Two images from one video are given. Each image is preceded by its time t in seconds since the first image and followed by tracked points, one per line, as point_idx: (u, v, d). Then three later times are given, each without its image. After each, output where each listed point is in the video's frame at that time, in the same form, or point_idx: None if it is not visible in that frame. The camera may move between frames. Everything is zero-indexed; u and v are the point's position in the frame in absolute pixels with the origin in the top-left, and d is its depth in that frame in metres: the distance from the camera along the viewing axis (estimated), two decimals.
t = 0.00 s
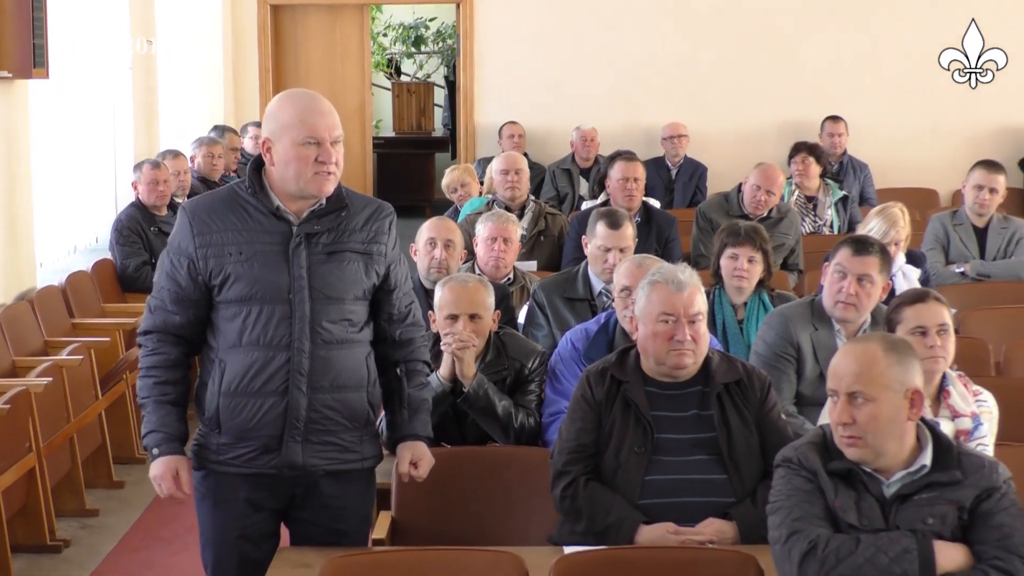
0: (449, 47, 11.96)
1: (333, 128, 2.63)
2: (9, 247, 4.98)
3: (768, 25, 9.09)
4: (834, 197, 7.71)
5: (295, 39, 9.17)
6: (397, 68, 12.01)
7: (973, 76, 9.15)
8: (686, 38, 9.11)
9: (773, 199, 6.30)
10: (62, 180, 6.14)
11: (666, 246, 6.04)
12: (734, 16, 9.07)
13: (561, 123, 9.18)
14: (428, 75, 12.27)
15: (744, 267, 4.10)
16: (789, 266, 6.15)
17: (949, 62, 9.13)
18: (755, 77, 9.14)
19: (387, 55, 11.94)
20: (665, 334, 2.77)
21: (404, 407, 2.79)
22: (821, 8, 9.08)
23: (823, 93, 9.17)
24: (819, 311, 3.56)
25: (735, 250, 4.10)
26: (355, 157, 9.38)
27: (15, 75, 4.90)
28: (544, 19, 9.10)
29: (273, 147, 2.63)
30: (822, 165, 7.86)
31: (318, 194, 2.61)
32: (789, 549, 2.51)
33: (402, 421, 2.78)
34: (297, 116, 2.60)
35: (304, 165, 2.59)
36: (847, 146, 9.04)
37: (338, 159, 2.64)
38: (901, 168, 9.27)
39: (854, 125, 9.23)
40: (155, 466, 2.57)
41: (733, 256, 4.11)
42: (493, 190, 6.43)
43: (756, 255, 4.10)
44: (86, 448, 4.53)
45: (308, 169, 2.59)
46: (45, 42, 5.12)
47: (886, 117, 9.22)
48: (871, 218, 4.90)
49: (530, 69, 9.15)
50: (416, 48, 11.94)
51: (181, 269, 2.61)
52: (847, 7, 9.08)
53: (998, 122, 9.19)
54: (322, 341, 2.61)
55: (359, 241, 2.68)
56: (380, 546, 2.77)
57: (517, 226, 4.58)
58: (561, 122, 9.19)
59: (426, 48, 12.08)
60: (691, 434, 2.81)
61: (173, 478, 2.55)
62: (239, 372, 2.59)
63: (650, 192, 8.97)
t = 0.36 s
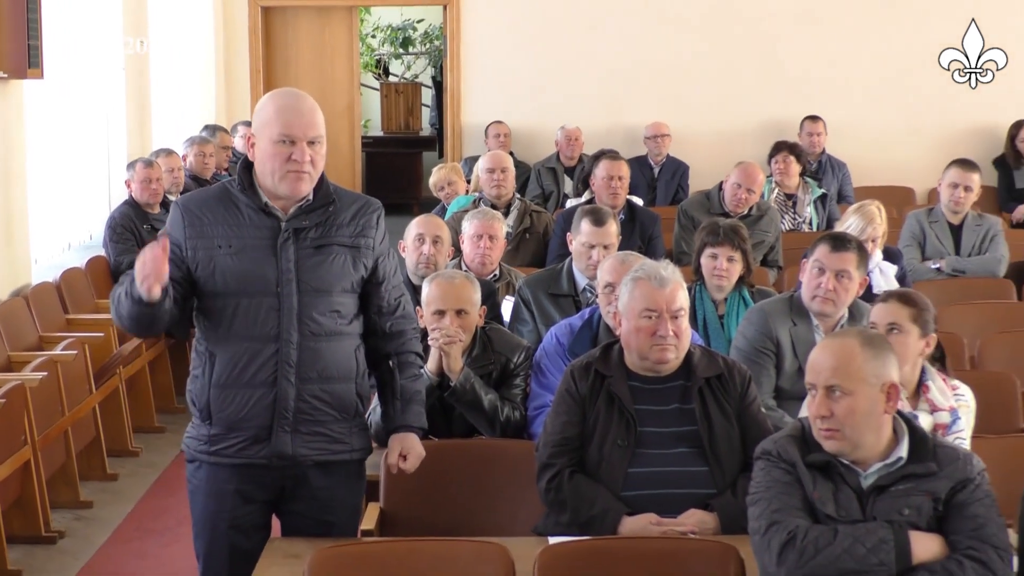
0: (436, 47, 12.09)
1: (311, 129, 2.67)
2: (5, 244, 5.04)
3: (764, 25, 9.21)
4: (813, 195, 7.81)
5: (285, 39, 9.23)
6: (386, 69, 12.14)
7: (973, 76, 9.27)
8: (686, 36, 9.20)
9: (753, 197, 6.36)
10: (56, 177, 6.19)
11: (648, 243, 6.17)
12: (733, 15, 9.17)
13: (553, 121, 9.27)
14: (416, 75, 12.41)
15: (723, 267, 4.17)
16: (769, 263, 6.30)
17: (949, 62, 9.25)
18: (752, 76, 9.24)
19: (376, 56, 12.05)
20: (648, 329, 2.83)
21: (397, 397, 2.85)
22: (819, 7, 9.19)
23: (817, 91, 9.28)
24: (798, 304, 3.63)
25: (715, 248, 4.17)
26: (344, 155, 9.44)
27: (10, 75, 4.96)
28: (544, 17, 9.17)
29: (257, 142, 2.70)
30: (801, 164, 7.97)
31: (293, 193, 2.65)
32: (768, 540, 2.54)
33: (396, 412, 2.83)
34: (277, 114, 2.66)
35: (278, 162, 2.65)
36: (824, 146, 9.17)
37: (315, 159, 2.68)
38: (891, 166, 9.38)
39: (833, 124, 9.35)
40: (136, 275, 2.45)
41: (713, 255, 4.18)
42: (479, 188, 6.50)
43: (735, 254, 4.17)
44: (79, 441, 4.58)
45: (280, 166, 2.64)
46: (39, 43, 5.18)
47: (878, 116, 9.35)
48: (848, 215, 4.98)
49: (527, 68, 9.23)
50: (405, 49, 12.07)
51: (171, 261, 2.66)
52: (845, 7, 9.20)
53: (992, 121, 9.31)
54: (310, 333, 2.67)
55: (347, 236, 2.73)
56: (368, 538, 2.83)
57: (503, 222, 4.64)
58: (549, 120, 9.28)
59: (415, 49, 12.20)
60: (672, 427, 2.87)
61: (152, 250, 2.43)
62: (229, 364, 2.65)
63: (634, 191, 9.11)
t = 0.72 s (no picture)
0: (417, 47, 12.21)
1: (296, 130, 2.72)
2: None
3: (761, 23, 9.40)
4: (785, 191, 7.95)
5: (268, 38, 9.29)
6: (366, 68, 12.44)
7: (973, 76, 9.46)
8: (686, 35, 9.41)
9: (726, 194, 6.53)
10: (42, 173, 6.26)
11: (624, 239, 6.29)
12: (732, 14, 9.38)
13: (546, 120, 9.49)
14: (397, 74, 12.53)
15: (697, 261, 4.28)
16: (742, 258, 6.43)
17: (949, 62, 9.45)
18: (752, 74, 9.45)
19: (357, 55, 12.34)
20: (623, 322, 2.88)
21: (374, 393, 2.92)
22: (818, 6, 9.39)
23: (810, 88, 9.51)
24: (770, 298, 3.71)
25: (689, 243, 4.28)
26: (326, 152, 9.52)
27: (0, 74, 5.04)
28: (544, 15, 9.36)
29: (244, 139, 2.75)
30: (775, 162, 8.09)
31: (275, 192, 2.71)
32: (742, 529, 2.55)
33: (371, 408, 2.90)
34: (264, 113, 2.71)
35: (262, 161, 2.70)
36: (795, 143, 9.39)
37: (298, 160, 2.72)
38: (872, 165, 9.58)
39: (816, 122, 9.54)
40: (138, 253, 2.52)
41: (689, 250, 4.29)
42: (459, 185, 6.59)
43: (709, 249, 4.28)
44: (67, 433, 4.63)
45: (264, 165, 2.69)
46: (27, 43, 5.23)
47: (872, 112, 9.54)
48: (818, 211, 5.05)
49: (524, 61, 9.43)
50: (385, 49, 12.19)
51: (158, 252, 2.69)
52: (842, 7, 9.40)
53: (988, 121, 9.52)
54: (296, 328, 2.73)
55: (332, 233, 2.79)
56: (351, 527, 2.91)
57: (481, 220, 4.72)
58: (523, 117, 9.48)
59: (395, 49, 12.31)
60: (646, 418, 2.93)
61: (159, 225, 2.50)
62: (215, 357, 2.70)
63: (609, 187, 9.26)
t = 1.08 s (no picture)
0: (408, 50, 12.32)
1: (289, 129, 2.78)
2: None
3: (761, 23, 9.56)
4: (768, 191, 8.04)
5: (261, 39, 9.34)
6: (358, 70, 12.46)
7: (973, 77, 9.66)
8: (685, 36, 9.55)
9: (710, 193, 6.64)
10: (41, 175, 6.33)
11: (611, 237, 6.37)
12: (732, 14, 9.53)
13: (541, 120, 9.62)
14: (388, 76, 12.62)
15: (682, 259, 4.35)
16: (726, 255, 6.54)
17: (949, 62, 9.63)
18: (753, 74, 9.61)
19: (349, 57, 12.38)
20: (609, 319, 2.94)
21: (369, 389, 2.98)
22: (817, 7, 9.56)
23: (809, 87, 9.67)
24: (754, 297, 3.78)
25: (675, 241, 4.35)
26: (320, 156, 9.53)
27: None
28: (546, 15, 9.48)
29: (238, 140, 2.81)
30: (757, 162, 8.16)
31: (270, 190, 2.77)
32: (726, 521, 2.58)
33: (368, 403, 2.96)
34: (257, 113, 2.77)
35: (256, 161, 2.76)
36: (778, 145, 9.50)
37: (292, 159, 2.79)
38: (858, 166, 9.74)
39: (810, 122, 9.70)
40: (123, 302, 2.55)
41: (675, 249, 4.36)
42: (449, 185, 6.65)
43: (695, 247, 4.35)
44: (65, 428, 4.68)
45: (259, 165, 2.76)
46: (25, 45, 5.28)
47: (870, 110, 9.72)
48: (801, 210, 5.11)
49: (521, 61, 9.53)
50: (376, 52, 12.30)
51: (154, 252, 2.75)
52: (840, 7, 9.55)
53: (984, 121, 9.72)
54: (289, 326, 2.79)
55: (325, 232, 2.85)
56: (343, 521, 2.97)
57: (471, 219, 4.78)
58: (515, 119, 9.61)
59: (386, 51, 12.41)
60: (633, 413, 3.00)
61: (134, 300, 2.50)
62: (210, 354, 2.76)
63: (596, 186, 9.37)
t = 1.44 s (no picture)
0: (409, 55, 12.44)
1: (292, 135, 2.84)
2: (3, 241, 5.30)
3: (763, 24, 9.72)
4: (761, 193, 8.13)
5: (267, 44, 9.63)
6: (361, 74, 12.47)
7: (973, 76, 9.83)
8: (687, 37, 9.72)
9: (705, 195, 6.71)
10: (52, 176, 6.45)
11: (609, 238, 6.45)
12: (733, 14, 9.69)
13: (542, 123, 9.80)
14: (389, 81, 12.74)
15: (677, 260, 4.43)
16: (720, 255, 6.62)
17: (950, 62, 9.80)
18: (753, 74, 9.77)
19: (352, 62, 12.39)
20: (606, 318, 3.01)
21: (371, 384, 3.05)
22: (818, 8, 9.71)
23: (808, 86, 9.83)
24: (748, 296, 3.85)
25: (671, 242, 4.43)
26: (321, 155, 9.85)
27: (8, 79, 5.30)
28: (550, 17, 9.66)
29: (242, 146, 2.86)
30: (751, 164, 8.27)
31: (276, 195, 2.83)
32: (720, 515, 2.63)
33: (369, 397, 3.03)
34: (260, 119, 2.82)
35: (261, 166, 2.81)
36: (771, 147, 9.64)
37: (296, 164, 2.84)
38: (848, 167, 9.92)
39: (810, 121, 9.89)
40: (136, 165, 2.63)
41: (670, 250, 4.44)
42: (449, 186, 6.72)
43: (690, 248, 4.43)
44: (74, 424, 4.77)
45: (264, 170, 2.81)
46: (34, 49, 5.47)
47: (869, 108, 9.88)
48: (793, 211, 5.18)
49: (522, 62, 9.71)
50: (378, 56, 12.31)
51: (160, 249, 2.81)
52: (841, 8, 9.72)
53: (982, 121, 9.87)
54: (292, 323, 2.85)
55: (328, 232, 2.92)
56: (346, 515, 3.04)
57: (471, 220, 4.84)
58: (517, 121, 9.79)
59: (388, 56, 12.45)
60: (629, 411, 3.06)
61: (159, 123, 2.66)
62: (214, 352, 2.82)
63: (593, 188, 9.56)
